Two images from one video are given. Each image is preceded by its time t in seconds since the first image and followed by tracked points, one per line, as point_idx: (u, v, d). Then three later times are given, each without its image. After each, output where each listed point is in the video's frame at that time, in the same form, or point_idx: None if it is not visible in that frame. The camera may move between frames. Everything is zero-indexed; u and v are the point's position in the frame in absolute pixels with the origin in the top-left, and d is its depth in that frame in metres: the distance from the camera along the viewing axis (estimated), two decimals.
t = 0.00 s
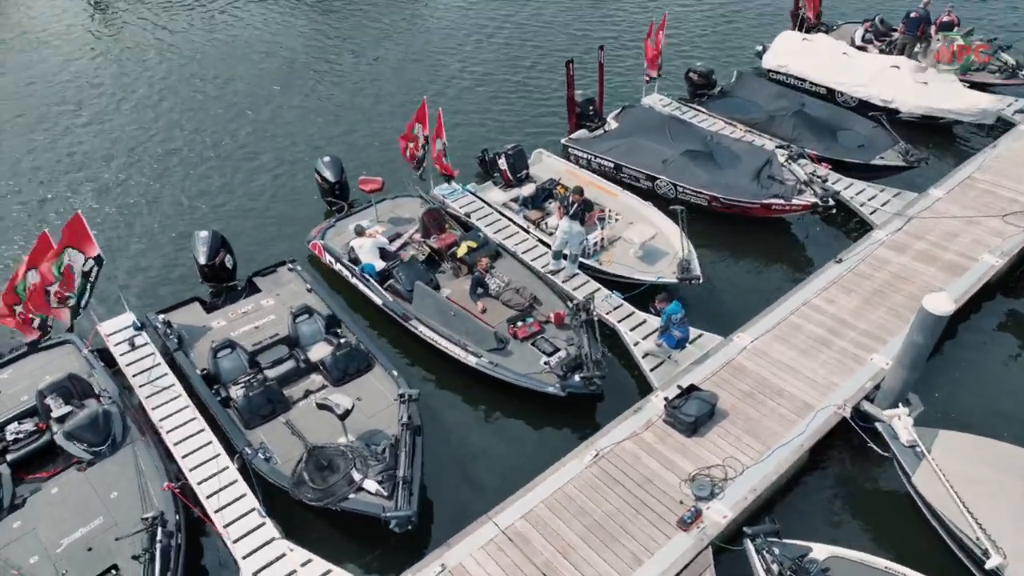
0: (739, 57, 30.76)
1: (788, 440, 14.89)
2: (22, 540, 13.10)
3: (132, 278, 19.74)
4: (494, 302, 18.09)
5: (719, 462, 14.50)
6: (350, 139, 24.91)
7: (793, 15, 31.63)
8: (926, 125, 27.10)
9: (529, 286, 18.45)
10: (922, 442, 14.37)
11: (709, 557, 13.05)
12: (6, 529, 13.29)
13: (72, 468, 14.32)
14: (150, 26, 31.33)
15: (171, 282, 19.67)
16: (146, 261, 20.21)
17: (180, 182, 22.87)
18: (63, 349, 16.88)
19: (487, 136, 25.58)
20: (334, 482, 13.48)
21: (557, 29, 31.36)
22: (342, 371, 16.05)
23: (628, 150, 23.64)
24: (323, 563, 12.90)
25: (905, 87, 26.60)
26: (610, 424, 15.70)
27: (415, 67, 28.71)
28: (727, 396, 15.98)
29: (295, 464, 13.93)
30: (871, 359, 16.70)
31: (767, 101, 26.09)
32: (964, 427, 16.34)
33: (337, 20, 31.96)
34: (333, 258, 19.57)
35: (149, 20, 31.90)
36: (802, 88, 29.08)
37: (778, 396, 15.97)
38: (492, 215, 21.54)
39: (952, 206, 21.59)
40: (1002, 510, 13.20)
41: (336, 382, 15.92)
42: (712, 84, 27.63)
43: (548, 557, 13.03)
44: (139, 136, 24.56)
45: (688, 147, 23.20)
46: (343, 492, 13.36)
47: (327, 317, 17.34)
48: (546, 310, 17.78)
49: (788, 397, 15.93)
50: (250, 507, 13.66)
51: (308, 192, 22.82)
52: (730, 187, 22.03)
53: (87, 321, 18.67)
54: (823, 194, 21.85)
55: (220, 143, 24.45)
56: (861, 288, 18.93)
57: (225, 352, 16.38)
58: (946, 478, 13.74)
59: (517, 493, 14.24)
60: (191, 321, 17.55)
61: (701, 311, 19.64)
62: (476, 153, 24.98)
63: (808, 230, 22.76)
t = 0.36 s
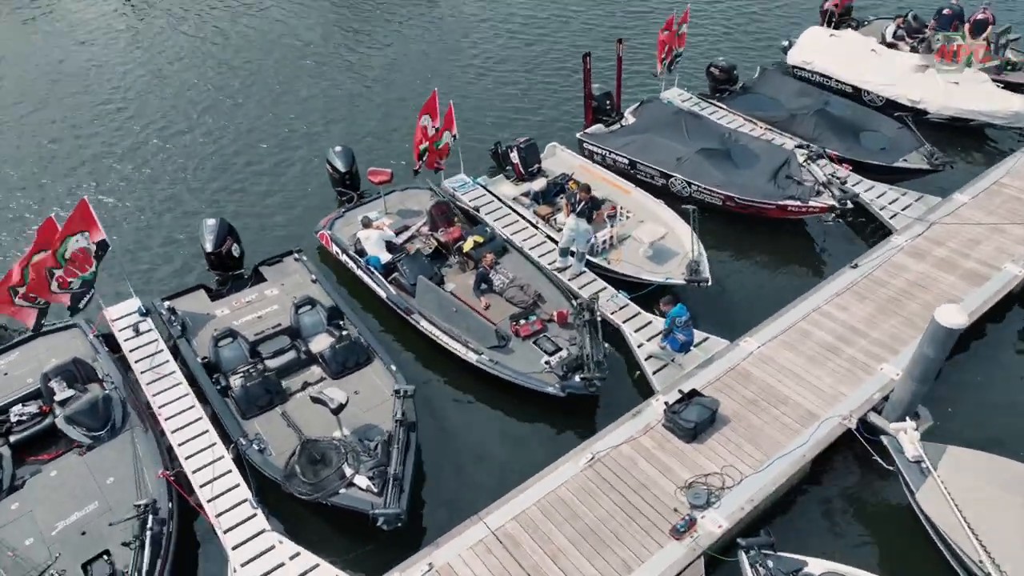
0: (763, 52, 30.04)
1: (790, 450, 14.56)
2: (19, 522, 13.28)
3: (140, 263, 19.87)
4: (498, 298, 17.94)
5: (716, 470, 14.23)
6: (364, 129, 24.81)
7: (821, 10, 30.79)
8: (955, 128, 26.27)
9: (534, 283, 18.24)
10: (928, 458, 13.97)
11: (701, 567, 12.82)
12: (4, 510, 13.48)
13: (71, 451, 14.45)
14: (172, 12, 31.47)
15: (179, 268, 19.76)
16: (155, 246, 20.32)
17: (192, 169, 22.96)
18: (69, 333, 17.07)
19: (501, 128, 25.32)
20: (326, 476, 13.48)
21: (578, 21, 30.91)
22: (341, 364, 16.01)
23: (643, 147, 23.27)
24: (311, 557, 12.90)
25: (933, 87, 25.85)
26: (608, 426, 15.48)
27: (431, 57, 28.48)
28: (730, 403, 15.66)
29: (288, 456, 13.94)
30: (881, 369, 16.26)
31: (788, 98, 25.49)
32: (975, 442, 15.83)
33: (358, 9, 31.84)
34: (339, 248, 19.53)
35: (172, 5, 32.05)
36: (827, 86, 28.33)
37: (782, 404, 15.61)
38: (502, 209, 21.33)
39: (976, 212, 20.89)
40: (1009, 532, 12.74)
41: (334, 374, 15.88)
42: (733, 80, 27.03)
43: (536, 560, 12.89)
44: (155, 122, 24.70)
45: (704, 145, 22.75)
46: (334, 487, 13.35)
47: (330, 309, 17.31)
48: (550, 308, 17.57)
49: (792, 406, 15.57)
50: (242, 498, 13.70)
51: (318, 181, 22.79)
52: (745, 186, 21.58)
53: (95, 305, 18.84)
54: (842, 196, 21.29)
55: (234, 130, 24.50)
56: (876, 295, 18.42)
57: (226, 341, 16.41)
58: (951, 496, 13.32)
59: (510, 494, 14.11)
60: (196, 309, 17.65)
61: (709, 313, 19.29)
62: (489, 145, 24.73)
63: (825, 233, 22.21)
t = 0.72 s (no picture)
0: (788, 49, 29.36)
1: (788, 460, 14.25)
2: (14, 503, 13.50)
3: (149, 247, 20.03)
4: (500, 295, 17.79)
5: (711, 478, 13.98)
6: (377, 120, 24.75)
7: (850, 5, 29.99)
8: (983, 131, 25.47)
9: (537, 282, 18.07)
10: (931, 475, 13.57)
11: None
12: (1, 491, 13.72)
13: (70, 435, 14.63)
14: None
15: (186, 254, 19.88)
16: (164, 232, 20.47)
17: (205, 155, 23.08)
18: (75, 317, 17.31)
19: (515, 122, 25.07)
20: (316, 469, 13.48)
21: (599, 14, 30.49)
22: (338, 357, 15.99)
23: (657, 144, 22.91)
24: (297, 550, 12.91)
25: (961, 89, 25.11)
26: (604, 429, 15.28)
27: (449, 47, 28.29)
28: (729, 409, 15.37)
29: (280, 448, 13.96)
30: (888, 380, 15.84)
31: (810, 96, 24.87)
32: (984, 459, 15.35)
33: None
34: (344, 239, 19.50)
35: None
36: (851, 86, 27.40)
37: (783, 413, 15.28)
38: (510, 204, 21.14)
39: (999, 220, 20.21)
40: (1012, 556, 12.31)
41: (331, 367, 15.86)
42: (755, 77, 26.47)
43: (522, 563, 12.77)
44: (171, 107, 24.87)
45: (719, 143, 22.32)
46: (323, 481, 13.36)
47: (331, 301, 17.31)
48: (551, 307, 17.38)
49: (793, 415, 15.23)
50: (233, 488, 13.77)
51: (329, 171, 22.79)
52: (759, 187, 21.14)
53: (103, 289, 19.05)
54: (859, 200, 20.76)
55: (248, 118, 24.58)
56: (888, 302, 17.92)
57: (226, 330, 16.46)
58: (953, 516, 12.90)
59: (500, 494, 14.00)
60: (200, 296, 17.76)
61: (716, 316, 18.94)
62: (501, 138, 24.50)
63: (841, 236, 21.69)
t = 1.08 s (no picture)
0: (811, 46, 28.66)
1: (782, 471, 13.98)
2: (10, 483, 13.73)
3: (156, 232, 20.17)
4: (500, 291, 17.65)
5: (702, 486, 13.76)
6: (389, 109, 24.66)
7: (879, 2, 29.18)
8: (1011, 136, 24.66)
9: (539, 279, 17.87)
10: (929, 492, 13.23)
11: None
12: None
13: (68, 418, 14.84)
14: None
15: (192, 239, 19.99)
16: (172, 216, 20.60)
17: (216, 142, 23.16)
18: (80, 300, 17.53)
19: (528, 115, 24.82)
20: (305, 462, 13.51)
21: (619, 7, 30.04)
22: (334, 350, 15.98)
23: (671, 141, 22.52)
24: (283, 541, 12.97)
25: (990, 90, 24.34)
26: (598, 431, 15.11)
27: (465, 38, 28.04)
28: (726, 416, 15.10)
29: (271, 439, 14.00)
30: (892, 392, 15.43)
31: (830, 95, 24.29)
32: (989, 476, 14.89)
33: None
34: (349, 230, 19.46)
35: None
36: (877, 85, 26.69)
37: (782, 422, 14.99)
38: (517, 199, 20.93)
39: (1021, 229, 19.55)
40: None
41: (327, 359, 15.86)
42: (775, 75, 25.90)
43: (505, 565, 12.68)
44: (186, 92, 25.01)
45: (733, 142, 21.87)
46: (311, 474, 13.39)
47: (331, 292, 17.31)
48: (552, 305, 17.20)
49: (792, 424, 14.92)
50: (224, 477, 13.86)
51: (338, 161, 22.76)
52: (772, 188, 20.70)
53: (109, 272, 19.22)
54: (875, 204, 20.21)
55: (261, 105, 24.61)
56: (899, 311, 17.45)
57: (226, 318, 16.54)
58: (950, 535, 12.56)
59: (488, 494, 13.92)
60: (202, 283, 17.86)
61: (721, 319, 18.61)
62: (513, 131, 24.26)
63: (855, 241, 21.17)
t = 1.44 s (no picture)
0: (835, 43, 27.92)
1: (776, 481, 13.72)
2: (7, 463, 13.95)
3: (163, 216, 20.25)
4: (500, 286, 17.51)
5: (693, 494, 13.55)
6: (401, 99, 24.52)
7: None
8: None
9: (541, 276, 17.69)
10: (925, 510, 12.90)
11: None
12: None
13: (68, 401, 15.04)
14: None
15: (198, 225, 20.06)
16: (179, 201, 20.69)
17: (227, 128, 23.20)
18: (86, 282, 17.70)
19: (540, 108, 24.53)
20: (294, 454, 13.55)
21: None
22: (330, 341, 15.97)
23: (684, 138, 22.13)
24: (269, 533, 13.04)
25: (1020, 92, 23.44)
26: (591, 433, 14.96)
27: (480, 29, 27.77)
28: (723, 423, 14.84)
29: (262, 430, 14.06)
30: (895, 404, 15.05)
31: (851, 94, 23.64)
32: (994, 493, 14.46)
33: None
34: (353, 220, 19.43)
35: None
36: (903, 85, 26.00)
37: (779, 430, 14.70)
38: (524, 193, 20.74)
39: None
40: None
41: (323, 351, 15.86)
42: (796, 73, 25.32)
43: (489, 565, 12.62)
44: (200, 77, 25.06)
45: (748, 141, 21.42)
46: (300, 465, 13.43)
47: (331, 283, 17.30)
48: (552, 303, 17.03)
49: (789, 433, 14.62)
50: (214, 466, 13.95)
51: (347, 150, 22.69)
52: (785, 189, 20.27)
53: (116, 255, 19.37)
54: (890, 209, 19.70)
55: (273, 92, 24.61)
56: (908, 320, 16.99)
57: (226, 306, 16.60)
58: (945, 556, 12.24)
59: (477, 492, 13.85)
60: (205, 270, 17.94)
61: (725, 322, 18.29)
62: (525, 124, 23.98)
63: (869, 245, 20.66)
